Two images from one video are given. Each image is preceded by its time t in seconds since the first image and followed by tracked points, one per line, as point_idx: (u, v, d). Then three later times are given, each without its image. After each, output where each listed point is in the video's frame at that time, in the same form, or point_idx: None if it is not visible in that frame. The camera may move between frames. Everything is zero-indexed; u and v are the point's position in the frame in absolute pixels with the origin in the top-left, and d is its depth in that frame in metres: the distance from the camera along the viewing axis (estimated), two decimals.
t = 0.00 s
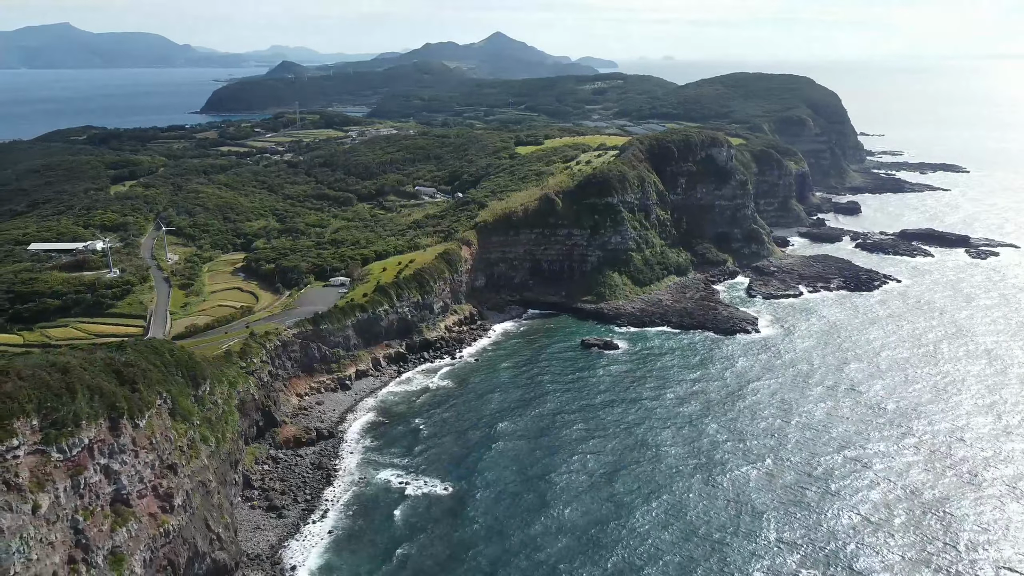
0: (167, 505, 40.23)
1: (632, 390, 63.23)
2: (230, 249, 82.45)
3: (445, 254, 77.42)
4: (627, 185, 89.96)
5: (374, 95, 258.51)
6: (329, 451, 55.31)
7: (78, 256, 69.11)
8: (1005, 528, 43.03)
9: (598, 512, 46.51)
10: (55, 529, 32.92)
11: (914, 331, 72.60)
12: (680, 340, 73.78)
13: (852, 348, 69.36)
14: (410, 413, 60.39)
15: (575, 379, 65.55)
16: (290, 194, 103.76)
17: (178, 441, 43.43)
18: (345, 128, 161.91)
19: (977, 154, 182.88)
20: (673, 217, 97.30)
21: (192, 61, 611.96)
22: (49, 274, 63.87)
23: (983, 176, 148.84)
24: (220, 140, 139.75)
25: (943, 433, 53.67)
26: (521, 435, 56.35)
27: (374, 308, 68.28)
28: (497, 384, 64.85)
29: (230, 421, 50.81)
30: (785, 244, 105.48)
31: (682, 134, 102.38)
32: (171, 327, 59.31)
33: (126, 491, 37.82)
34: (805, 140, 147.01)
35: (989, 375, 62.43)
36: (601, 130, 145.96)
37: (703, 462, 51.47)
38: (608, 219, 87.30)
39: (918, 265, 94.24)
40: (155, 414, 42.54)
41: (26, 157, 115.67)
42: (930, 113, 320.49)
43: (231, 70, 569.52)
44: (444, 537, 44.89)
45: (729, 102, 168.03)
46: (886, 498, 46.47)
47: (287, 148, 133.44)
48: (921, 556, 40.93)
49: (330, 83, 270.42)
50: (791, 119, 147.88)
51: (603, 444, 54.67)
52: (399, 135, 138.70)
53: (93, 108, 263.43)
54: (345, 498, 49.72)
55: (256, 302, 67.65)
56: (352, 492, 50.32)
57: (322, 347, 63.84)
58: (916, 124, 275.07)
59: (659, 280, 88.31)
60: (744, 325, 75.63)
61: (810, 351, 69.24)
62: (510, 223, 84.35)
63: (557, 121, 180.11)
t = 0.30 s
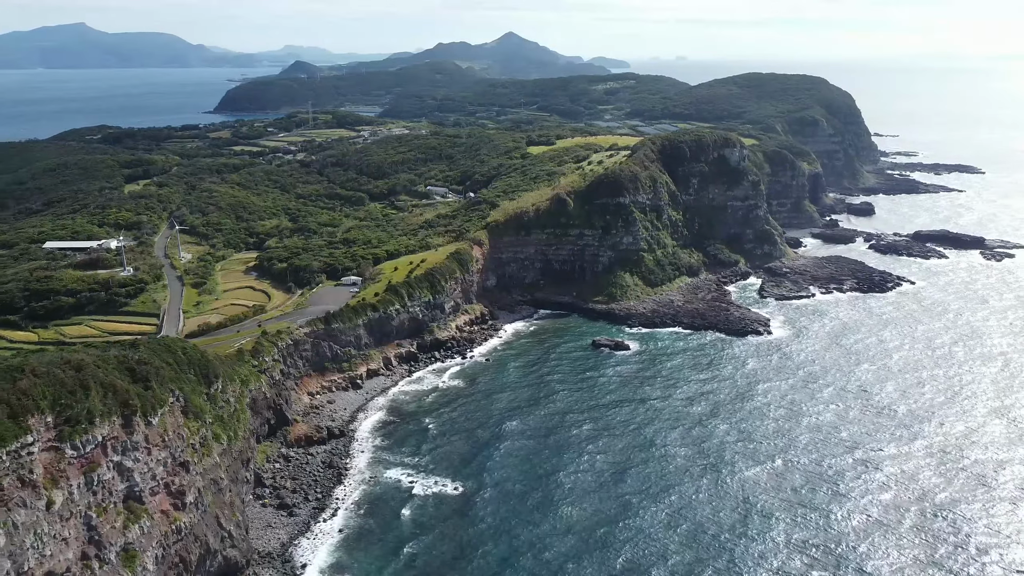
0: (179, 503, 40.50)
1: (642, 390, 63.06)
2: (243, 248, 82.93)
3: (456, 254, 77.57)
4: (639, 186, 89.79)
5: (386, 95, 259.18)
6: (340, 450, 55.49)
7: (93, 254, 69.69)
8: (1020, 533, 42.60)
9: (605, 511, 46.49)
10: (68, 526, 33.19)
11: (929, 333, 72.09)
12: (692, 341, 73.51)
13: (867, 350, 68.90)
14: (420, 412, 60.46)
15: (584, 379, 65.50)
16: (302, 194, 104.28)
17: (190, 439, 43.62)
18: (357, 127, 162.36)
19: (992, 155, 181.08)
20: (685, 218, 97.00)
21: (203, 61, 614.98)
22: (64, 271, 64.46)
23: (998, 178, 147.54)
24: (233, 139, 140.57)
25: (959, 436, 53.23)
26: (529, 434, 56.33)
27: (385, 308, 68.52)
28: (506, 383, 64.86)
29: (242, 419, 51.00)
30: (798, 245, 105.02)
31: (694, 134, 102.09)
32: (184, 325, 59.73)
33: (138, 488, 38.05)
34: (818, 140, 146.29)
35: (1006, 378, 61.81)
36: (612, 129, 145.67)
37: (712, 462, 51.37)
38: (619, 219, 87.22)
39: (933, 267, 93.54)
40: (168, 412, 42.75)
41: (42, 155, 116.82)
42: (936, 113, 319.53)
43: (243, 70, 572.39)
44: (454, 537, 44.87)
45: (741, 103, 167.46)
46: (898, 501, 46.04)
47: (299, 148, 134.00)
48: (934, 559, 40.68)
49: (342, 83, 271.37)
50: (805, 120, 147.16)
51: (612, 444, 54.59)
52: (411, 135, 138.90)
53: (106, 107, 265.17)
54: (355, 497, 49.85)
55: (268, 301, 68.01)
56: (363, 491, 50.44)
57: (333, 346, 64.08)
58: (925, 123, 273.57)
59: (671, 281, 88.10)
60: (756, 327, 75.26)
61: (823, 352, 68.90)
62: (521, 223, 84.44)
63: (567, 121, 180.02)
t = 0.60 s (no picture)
0: (191, 501, 40.75)
1: (651, 390, 62.91)
2: (255, 248, 83.32)
3: (467, 254, 77.65)
4: (651, 186, 89.60)
5: (397, 96, 259.92)
6: (351, 449, 55.63)
7: (107, 253, 70.17)
8: None
9: (612, 512, 46.47)
10: (82, 522, 33.45)
11: (945, 334, 71.58)
12: (703, 342, 73.25)
13: (881, 352, 68.46)
14: (430, 412, 60.54)
15: (593, 379, 65.43)
16: (314, 194, 104.68)
17: (202, 437, 43.86)
18: (369, 127, 162.89)
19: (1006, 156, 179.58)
20: (697, 219, 96.71)
21: (214, 61, 617.93)
22: (78, 270, 64.92)
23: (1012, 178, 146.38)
24: (246, 139, 141.24)
25: (976, 439, 52.78)
26: (537, 434, 56.34)
27: (397, 307, 68.67)
28: (515, 383, 64.88)
29: (253, 417, 51.22)
30: (810, 246, 104.55)
31: (706, 134, 101.80)
32: (197, 324, 60.08)
33: (151, 486, 38.30)
34: (830, 140, 145.59)
35: None
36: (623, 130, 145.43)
37: (721, 463, 51.24)
38: (631, 220, 87.08)
39: (947, 268, 92.87)
40: (181, 410, 42.99)
41: (57, 154, 117.74)
42: (941, 113, 318.67)
43: (253, 70, 575.22)
44: (464, 536, 44.90)
45: (752, 103, 166.91)
46: (911, 503, 45.71)
47: (311, 147, 134.47)
48: (947, 562, 40.38)
49: (353, 83, 272.16)
50: (818, 120, 146.47)
51: (620, 444, 54.52)
52: (422, 135, 139.11)
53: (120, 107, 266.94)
54: (366, 496, 49.95)
55: (280, 300, 68.30)
56: (373, 490, 50.57)
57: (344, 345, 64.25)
58: (937, 124, 271.90)
59: (682, 281, 87.89)
60: (768, 328, 74.92)
61: (837, 354, 68.51)
62: (533, 223, 84.47)
63: (578, 121, 179.95)
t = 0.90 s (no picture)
0: (201, 499, 40.95)
1: (659, 391, 62.79)
2: (266, 247, 83.69)
3: (477, 254, 77.72)
4: (661, 186, 89.46)
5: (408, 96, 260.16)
6: (360, 448, 55.74)
7: (119, 252, 70.62)
8: None
9: (619, 512, 46.44)
10: (94, 519, 33.67)
11: (957, 336, 71.10)
12: (713, 343, 73.02)
13: (893, 353, 68.05)
14: (440, 411, 60.59)
15: (601, 379, 65.39)
16: (325, 193, 105.03)
17: (213, 435, 44.04)
18: (379, 127, 163.23)
19: (1019, 157, 178.26)
20: (707, 219, 96.51)
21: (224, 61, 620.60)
22: (91, 269, 65.35)
23: None
24: (256, 139, 141.81)
25: (991, 442, 52.36)
26: (544, 434, 56.37)
27: (407, 307, 68.81)
28: (523, 383, 64.91)
29: (263, 416, 51.38)
30: (821, 247, 104.17)
31: (717, 135, 101.60)
32: (208, 322, 60.38)
33: (161, 483, 38.52)
34: (840, 141, 144.99)
35: None
36: (633, 130, 145.25)
37: (729, 464, 51.11)
38: (641, 220, 86.97)
39: (959, 270, 92.28)
40: (191, 408, 43.18)
41: (69, 154, 118.59)
42: (949, 113, 317.05)
43: (263, 70, 577.26)
44: (473, 536, 44.93)
45: (761, 103, 166.47)
46: (923, 506, 45.47)
47: (322, 147, 134.87)
48: (959, 566, 40.11)
49: (363, 83, 272.82)
50: (829, 120, 145.86)
51: (627, 444, 54.46)
52: (432, 135, 139.34)
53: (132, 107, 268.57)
54: (375, 495, 50.04)
55: (291, 299, 68.58)
56: (382, 490, 50.67)
57: (354, 345, 64.41)
58: (949, 124, 270.27)
59: (692, 282, 87.73)
60: (778, 329, 74.62)
61: (849, 355, 68.15)
62: (542, 223, 84.50)
63: (588, 121, 179.88)
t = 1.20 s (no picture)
0: (207, 497, 41.05)
1: (663, 391, 62.71)
2: (272, 247, 83.88)
3: (483, 253, 77.76)
4: (667, 186, 89.41)
5: (413, 96, 260.83)
6: (366, 448, 55.79)
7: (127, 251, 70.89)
8: None
9: (621, 511, 46.42)
10: (100, 518, 33.79)
11: (965, 337, 70.77)
12: (719, 343, 72.86)
13: (900, 354, 67.85)
14: (445, 411, 60.58)
15: (605, 379, 65.32)
16: (331, 193, 105.23)
17: (219, 434, 44.13)
18: (385, 127, 163.60)
19: None
20: (714, 219, 96.40)
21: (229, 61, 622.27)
22: (98, 268, 65.61)
23: None
24: (263, 139, 142.16)
25: (1000, 443, 52.12)
26: (548, 434, 56.36)
27: (412, 306, 68.90)
28: (527, 383, 64.91)
29: (269, 415, 51.46)
30: (827, 248, 103.94)
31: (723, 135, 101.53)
32: (215, 322, 60.54)
33: (168, 482, 38.63)
34: (846, 141, 144.73)
35: None
36: (639, 130, 145.20)
37: (733, 464, 51.01)
38: (647, 220, 86.89)
39: (967, 271, 91.89)
40: (198, 407, 43.26)
41: (77, 153, 118.98)
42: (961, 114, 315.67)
43: (269, 70, 579.34)
44: (477, 535, 44.94)
45: (767, 103, 166.25)
46: (928, 506, 45.31)
47: (328, 147, 135.10)
48: (965, 566, 39.98)
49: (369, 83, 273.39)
50: (835, 120, 145.51)
51: (630, 444, 54.40)
52: (439, 135, 139.50)
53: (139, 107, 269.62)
54: (379, 495, 50.07)
55: (297, 298, 68.74)
56: (387, 489, 50.74)
57: (360, 344, 64.50)
58: (956, 125, 268.98)
59: (698, 282, 87.62)
60: (785, 329, 74.42)
61: (856, 356, 67.90)
62: (548, 223, 84.54)
63: (594, 121, 179.91)
